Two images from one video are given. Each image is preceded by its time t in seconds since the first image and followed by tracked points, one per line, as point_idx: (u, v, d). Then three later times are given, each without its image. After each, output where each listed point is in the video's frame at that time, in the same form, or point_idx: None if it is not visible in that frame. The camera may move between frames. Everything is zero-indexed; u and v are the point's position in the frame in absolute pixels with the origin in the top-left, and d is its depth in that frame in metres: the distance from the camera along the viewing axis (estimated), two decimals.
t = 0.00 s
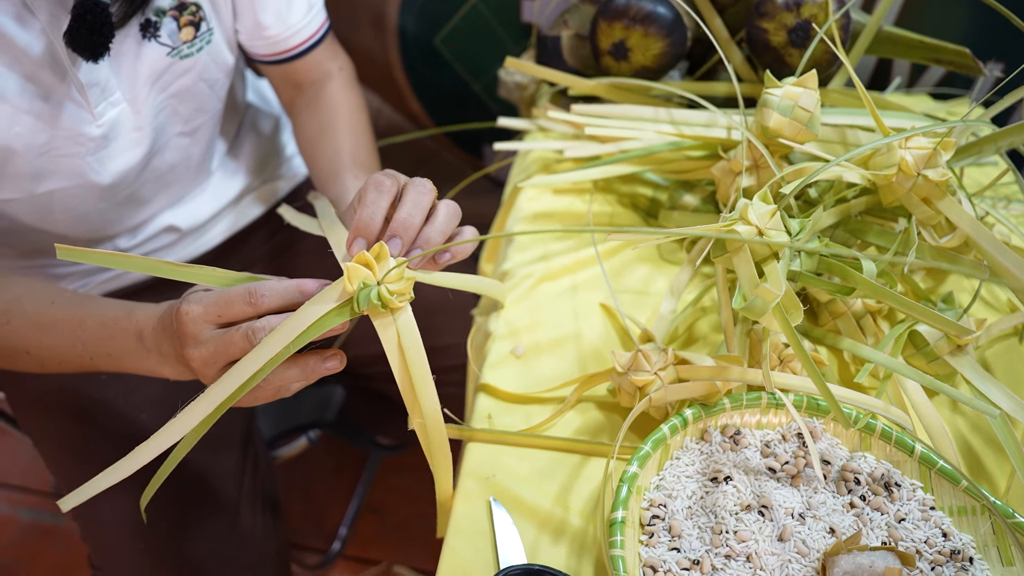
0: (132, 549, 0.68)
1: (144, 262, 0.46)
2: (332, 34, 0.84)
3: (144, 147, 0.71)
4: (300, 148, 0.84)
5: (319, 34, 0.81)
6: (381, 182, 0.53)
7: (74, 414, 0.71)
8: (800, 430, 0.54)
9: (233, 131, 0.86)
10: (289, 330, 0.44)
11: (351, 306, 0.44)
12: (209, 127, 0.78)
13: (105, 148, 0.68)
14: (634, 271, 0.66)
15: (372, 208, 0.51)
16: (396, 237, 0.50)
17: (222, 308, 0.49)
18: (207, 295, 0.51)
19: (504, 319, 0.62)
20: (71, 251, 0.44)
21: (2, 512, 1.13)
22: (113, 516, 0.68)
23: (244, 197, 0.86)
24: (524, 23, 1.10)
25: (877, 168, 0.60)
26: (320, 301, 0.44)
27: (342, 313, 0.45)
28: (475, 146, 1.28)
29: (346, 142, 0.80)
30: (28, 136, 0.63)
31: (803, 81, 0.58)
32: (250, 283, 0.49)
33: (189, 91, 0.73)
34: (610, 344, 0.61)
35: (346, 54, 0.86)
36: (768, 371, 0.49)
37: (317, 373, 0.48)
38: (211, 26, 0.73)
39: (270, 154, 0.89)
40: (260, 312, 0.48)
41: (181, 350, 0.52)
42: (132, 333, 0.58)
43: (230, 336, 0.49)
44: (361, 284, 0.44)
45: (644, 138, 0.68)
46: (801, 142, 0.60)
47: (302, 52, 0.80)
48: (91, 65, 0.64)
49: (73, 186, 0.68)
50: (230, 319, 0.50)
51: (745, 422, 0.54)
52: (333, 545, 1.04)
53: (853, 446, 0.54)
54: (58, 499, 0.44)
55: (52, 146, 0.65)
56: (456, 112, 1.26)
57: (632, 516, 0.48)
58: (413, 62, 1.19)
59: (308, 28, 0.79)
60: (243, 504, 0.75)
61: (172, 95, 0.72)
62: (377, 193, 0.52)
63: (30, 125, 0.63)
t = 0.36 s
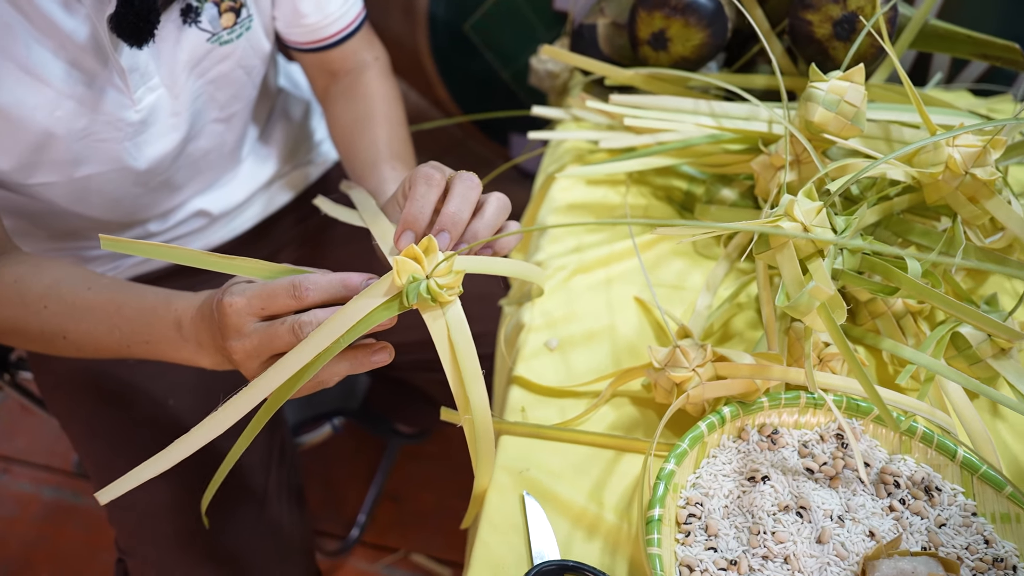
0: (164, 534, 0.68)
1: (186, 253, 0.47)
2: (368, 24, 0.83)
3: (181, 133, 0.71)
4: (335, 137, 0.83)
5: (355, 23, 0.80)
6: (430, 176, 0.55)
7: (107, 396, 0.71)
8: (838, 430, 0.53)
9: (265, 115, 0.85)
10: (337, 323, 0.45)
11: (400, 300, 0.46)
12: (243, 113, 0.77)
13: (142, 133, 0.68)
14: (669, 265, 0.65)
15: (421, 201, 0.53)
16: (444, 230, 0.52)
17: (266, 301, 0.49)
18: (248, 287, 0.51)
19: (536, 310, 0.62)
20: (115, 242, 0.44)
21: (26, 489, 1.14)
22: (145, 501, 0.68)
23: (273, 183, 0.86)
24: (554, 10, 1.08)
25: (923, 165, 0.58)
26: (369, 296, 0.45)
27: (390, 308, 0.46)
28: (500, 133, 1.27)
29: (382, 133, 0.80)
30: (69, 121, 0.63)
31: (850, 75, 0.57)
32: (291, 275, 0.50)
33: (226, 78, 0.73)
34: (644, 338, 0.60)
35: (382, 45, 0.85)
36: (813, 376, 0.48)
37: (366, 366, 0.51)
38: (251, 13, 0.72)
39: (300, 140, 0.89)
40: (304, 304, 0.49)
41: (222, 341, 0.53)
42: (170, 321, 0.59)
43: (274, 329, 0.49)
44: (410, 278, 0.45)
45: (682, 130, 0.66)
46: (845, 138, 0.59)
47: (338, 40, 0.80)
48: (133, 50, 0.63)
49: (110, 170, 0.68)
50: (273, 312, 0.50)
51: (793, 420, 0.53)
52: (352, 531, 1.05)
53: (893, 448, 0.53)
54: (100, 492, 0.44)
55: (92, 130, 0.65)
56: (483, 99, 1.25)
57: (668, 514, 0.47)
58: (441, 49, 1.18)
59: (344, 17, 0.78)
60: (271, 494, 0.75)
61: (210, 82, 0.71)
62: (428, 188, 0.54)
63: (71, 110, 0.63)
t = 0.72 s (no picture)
0: (183, 516, 0.68)
1: (211, 235, 0.46)
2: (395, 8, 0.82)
3: (208, 114, 0.70)
4: (358, 122, 0.83)
5: (383, 8, 0.79)
6: (462, 159, 0.55)
7: (126, 379, 0.71)
8: (873, 427, 0.52)
9: (290, 100, 0.85)
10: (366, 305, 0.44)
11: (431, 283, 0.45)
12: (269, 96, 0.76)
13: (168, 113, 0.67)
14: (700, 255, 0.64)
15: (454, 183, 0.53)
16: (477, 212, 0.52)
17: (293, 284, 0.49)
18: (274, 270, 0.50)
19: (565, 299, 0.61)
20: (140, 223, 0.44)
21: (43, 469, 1.15)
22: (164, 483, 0.69)
23: (296, 167, 0.85)
24: None
25: (965, 158, 0.56)
26: (399, 277, 0.44)
27: (419, 291, 0.45)
28: (522, 121, 1.26)
29: (407, 118, 0.79)
30: (95, 98, 0.63)
31: (893, 63, 0.55)
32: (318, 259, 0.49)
33: (254, 59, 0.72)
34: (674, 330, 0.59)
35: (409, 31, 0.84)
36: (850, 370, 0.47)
37: (396, 350, 0.50)
38: None
39: (323, 124, 0.88)
40: (333, 289, 0.48)
41: (246, 326, 0.52)
42: (191, 304, 0.58)
43: (301, 313, 0.49)
44: (442, 259, 0.44)
45: (716, 118, 0.65)
46: (886, 128, 0.57)
47: (366, 24, 0.79)
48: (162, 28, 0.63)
49: (135, 149, 0.68)
50: (300, 296, 0.50)
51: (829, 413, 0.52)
52: (366, 519, 1.05)
53: (929, 447, 0.51)
54: (136, 473, 0.43)
55: (118, 109, 0.64)
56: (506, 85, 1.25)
57: (700, 509, 0.46)
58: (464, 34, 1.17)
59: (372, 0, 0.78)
60: (290, 478, 0.75)
61: (237, 63, 0.70)
62: (461, 167, 0.54)
63: (97, 87, 0.63)
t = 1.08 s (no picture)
0: (193, 507, 0.68)
1: (221, 227, 0.46)
2: None
3: (223, 99, 0.69)
4: (376, 111, 0.81)
5: None
6: (479, 153, 0.54)
7: (137, 367, 0.70)
8: (900, 434, 0.50)
9: (306, 87, 0.84)
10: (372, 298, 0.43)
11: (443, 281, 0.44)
12: (285, 82, 0.75)
13: (182, 97, 0.66)
14: (723, 252, 0.63)
15: (469, 178, 0.52)
16: (491, 208, 0.51)
17: (301, 277, 0.47)
18: (282, 262, 0.49)
19: (586, 296, 0.60)
20: (151, 214, 0.44)
21: (55, 453, 1.16)
22: (173, 474, 0.68)
23: (311, 155, 0.84)
24: None
25: (1001, 158, 0.54)
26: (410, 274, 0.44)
27: (429, 290, 0.44)
28: (540, 112, 1.25)
29: (424, 108, 0.78)
30: (107, 81, 0.62)
31: (929, 60, 0.53)
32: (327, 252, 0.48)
33: (269, 44, 0.71)
34: (696, 329, 0.58)
35: (429, 18, 0.83)
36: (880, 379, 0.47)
37: (406, 345, 0.49)
38: None
39: (339, 112, 0.87)
40: (342, 283, 0.47)
41: (255, 318, 0.51)
42: (200, 294, 0.58)
43: (311, 307, 0.48)
44: (452, 257, 0.43)
45: (743, 113, 0.65)
46: (919, 127, 0.55)
47: (384, 10, 0.77)
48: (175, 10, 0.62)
49: (148, 133, 0.67)
50: (308, 290, 0.49)
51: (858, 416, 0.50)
52: (376, 510, 1.04)
53: (957, 455, 0.50)
54: (103, 454, 0.43)
55: (131, 92, 0.64)
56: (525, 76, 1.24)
57: (721, 514, 0.46)
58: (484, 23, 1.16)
59: None
60: (301, 469, 0.74)
61: (253, 47, 0.69)
62: (476, 163, 0.53)
63: (110, 69, 0.62)
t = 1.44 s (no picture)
0: (187, 508, 0.67)
1: (210, 216, 0.44)
2: None
3: (219, 87, 0.67)
4: (378, 103, 0.80)
5: None
6: (489, 152, 0.52)
7: (132, 359, 0.70)
8: (914, 453, 0.48)
9: (310, 76, 0.82)
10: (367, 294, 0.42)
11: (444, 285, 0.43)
12: (285, 71, 0.74)
13: (177, 85, 0.65)
14: (735, 257, 0.61)
15: (477, 177, 0.50)
16: (499, 211, 0.49)
17: (288, 270, 0.46)
18: (270, 255, 0.48)
19: (593, 300, 0.58)
20: (136, 202, 0.43)
21: (57, 441, 1.16)
22: (167, 473, 0.68)
23: (313, 146, 0.82)
24: None
25: None
26: (412, 274, 0.42)
27: (432, 291, 0.43)
28: (552, 106, 1.22)
29: (429, 100, 0.76)
30: (100, 68, 0.61)
31: (957, 62, 0.51)
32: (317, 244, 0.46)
33: (268, 31, 0.69)
34: (706, 338, 0.56)
35: (433, 7, 0.81)
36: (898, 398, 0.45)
37: (399, 342, 0.48)
38: None
39: (343, 103, 0.85)
40: (332, 277, 0.45)
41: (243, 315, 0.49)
42: (190, 287, 0.56)
43: (299, 301, 0.46)
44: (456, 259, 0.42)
45: (760, 114, 0.62)
46: (944, 132, 0.53)
47: None
48: None
49: (142, 122, 0.66)
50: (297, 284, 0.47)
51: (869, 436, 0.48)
52: (377, 507, 1.04)
53: (975, 477, 0.48)
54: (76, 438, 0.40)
55: (125, 80, 0.62)
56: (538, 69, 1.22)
57: (726, 532, 0.44)
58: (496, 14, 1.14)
59: None
60: (296, 473, 0.74)
61: (251, 34, 0.68)
62: (486, 162, 0.51)
63: (102, 55, 0.61)
